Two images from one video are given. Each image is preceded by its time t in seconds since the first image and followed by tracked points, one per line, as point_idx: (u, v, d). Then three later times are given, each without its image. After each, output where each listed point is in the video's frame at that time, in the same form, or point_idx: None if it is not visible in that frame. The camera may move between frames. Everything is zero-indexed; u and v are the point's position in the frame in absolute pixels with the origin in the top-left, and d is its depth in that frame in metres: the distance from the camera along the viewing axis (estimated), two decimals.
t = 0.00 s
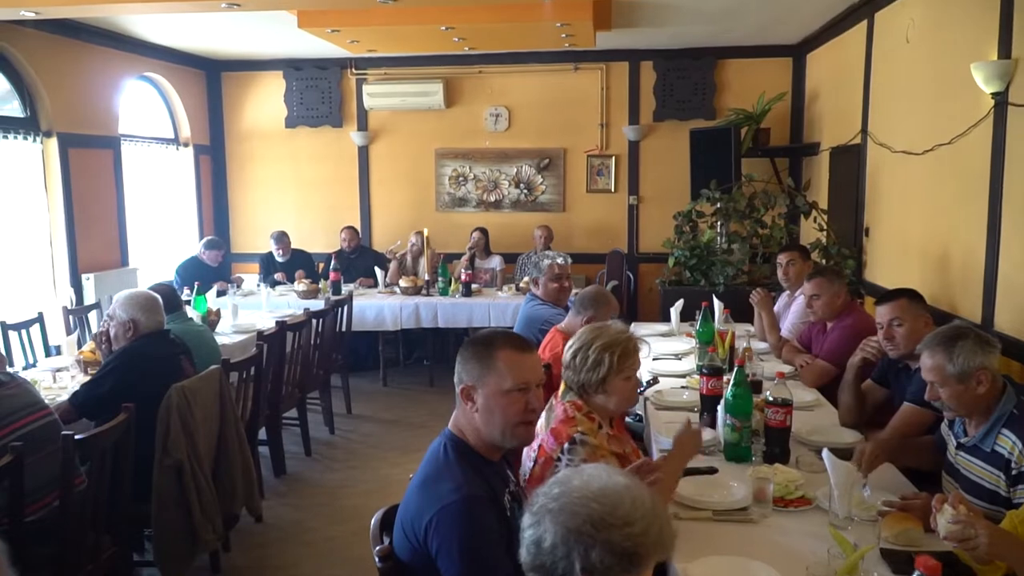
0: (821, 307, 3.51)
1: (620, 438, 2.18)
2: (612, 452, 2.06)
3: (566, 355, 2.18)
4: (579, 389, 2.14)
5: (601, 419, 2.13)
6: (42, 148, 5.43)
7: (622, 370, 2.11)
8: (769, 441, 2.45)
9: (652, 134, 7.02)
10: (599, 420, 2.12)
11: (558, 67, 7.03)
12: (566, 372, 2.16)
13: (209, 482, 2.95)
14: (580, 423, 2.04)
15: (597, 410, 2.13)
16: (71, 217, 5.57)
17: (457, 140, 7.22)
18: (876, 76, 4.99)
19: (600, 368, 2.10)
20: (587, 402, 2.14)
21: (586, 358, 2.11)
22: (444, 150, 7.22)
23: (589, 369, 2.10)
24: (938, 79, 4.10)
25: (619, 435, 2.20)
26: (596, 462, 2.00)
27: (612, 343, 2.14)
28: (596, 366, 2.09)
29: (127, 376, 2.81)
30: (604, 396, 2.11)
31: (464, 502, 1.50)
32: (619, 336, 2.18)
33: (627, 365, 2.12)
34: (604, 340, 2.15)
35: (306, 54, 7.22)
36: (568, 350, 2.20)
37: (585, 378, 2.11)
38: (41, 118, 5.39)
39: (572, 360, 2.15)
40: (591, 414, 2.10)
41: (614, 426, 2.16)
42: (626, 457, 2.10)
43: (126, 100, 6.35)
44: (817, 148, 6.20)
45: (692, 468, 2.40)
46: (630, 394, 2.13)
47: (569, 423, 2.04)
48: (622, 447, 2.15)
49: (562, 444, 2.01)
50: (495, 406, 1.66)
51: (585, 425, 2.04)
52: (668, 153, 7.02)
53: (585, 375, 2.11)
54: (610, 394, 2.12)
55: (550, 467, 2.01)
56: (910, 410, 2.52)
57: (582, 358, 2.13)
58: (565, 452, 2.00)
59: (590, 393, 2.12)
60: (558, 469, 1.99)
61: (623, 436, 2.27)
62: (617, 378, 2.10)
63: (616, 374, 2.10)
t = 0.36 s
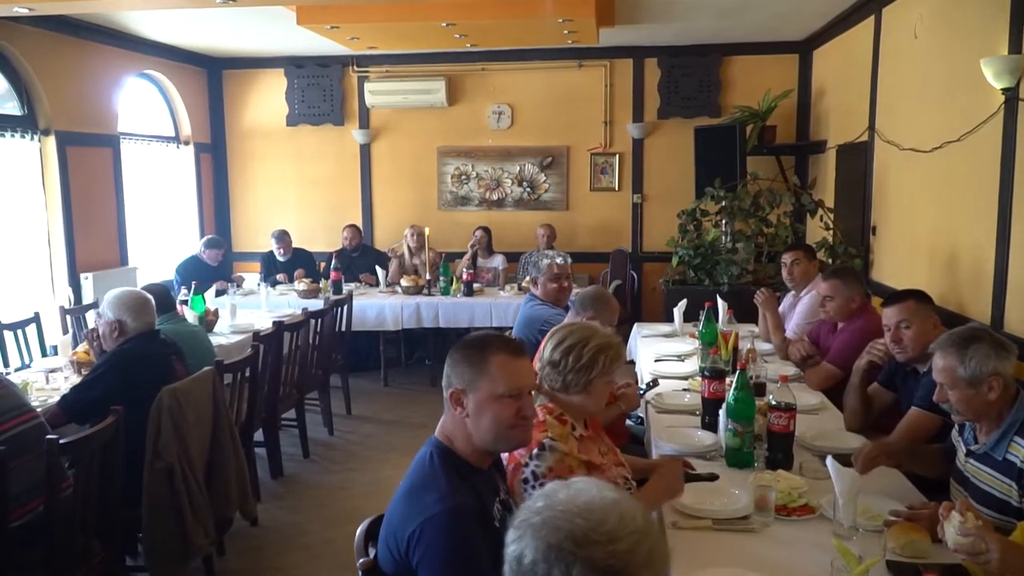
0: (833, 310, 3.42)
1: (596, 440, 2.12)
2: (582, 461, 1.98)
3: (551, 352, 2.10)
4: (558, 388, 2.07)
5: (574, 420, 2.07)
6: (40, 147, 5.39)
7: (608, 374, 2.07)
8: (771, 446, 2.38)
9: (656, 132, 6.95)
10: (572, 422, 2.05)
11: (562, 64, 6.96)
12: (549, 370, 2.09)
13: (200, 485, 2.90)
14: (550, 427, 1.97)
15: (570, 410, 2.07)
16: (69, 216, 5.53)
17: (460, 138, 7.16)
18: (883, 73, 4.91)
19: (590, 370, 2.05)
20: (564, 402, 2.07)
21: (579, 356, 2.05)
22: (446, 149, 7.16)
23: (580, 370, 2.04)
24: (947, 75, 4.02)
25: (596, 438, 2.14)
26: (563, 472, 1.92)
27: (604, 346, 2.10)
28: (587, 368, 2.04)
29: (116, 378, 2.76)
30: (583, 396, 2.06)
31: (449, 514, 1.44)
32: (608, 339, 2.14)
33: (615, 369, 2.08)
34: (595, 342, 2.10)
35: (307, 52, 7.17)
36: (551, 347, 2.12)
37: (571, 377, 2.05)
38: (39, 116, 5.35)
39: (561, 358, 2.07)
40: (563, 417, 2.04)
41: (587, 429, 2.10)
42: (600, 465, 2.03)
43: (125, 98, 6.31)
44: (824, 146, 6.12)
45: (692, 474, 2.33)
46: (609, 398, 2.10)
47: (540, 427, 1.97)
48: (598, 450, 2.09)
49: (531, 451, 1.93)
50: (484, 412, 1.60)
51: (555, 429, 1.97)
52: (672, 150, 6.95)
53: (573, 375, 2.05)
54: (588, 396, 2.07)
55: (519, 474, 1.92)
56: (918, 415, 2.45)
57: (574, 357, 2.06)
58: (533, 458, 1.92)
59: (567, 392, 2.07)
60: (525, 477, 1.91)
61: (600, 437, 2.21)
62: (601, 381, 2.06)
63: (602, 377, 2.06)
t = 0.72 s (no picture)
0: (854, 315, 3.27)
1: (604, 449, 2.06)
2: (587, 471, 1.95)
3: (559, 357, 2.04)
4: (569, 394, 2.01)
5: (582, 427, 2.02)
6: (49, 147, 5.38)
7: (618, 380, 2.01)
8: (783, 455, 2.32)
9: (668, 132, 6.87)
10: (580, 429, 2.00)
11: (573, 63, 6.90)
12: (557, 376, 2.02)
13: (202, 492, 2.85)
14: (555, 434, 1.95)
15: (580, 416, 2.01)
16: (78, 216, 5.51)
17: (470, 138, 7.10)
18: (899, 72, 4.82)
19: (599, 376, 1.98)
20: (573, 408, 2.01)
21: (588, 363, 1.98)
22: (456, 149, 7.11)
23: (589, 376, 1.98)
24: (965, 73, 3.93)
25: (603, 446, 2.07)
26: (564, 482, 1.90)
27: (614, 351, 2.03)
28: (597, 374, 1.98)
29: (115, 382, 2.74)
30: (593, 403, 1.99)
31: (444, 529, 1.38)
32: (620, 345, 2.06)
33: (625, 376, 2.02)
34: (605, 346, 2.03)
35: (317, 52, 7.14)
36: (559, 352, 2.06)
37: (581, 384, 1.98)
38: (47, 117, 5.34)
39: (569, 364, 2.01)
40: (571, 423, 1.99)
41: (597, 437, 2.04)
42: (606, 475, 1.98)
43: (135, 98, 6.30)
44: (839, 146, 6.02)
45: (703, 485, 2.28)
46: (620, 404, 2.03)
47: (545, 434, 1.96)
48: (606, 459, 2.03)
49: (534, 457, 1.93)
50: (481, 421, 1.55)
51: (561, 436, 1.95)
52: (685, 150, 6.87)
53: (582, 381, 1.98)
54: (599, 403, 2.00)
55: (520, 479, 1.93)
56: (936, 423, 2.37)
57: (584, 363, 1.99)
58: (535, 465, 1.91)
59: (577, 399, 2.00)
60: (525, 483, 1.91)
61: (608, 446, 2.15)
62: (611, 388, 2.00)
63: (612, 384, 1.99)
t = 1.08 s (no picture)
0: (886, 323, 3.20)
1: (635, 456, 2.02)
2: (621, 478, 1.89)
3: (584, 367, 2.02)
4: (591, 405, 1.99)
5: (613, 435, 1.98)
6: (79, 149, 5.46)
7: (643, 397, 1.96)
8: (808, 464, 2.26)
9: (695, 134, 6.81)
10: (612, 437, 1.96)
11: (600, 65, 6.86)
12: (582, 384, 2.01)
13: (222, 493, 2.86)
14: (590, 439, 1.90)
15: (609, 427, 1.99)
16: (107, 218, 5.59)
17: (495, 140, 7.09)
18: (932, 72, 4.72)
19: (620, 392, 1.94)
20: (599, 417, 1.98)
21: (607, 378, 1.95)
22: (481, 151, 7.09)
23: (608, 389, 1.95)
24: (999, 72, 3.82)
25: (634, 454, 2.02)
26: (599, 487, 1.84)
27: (644, 365, 1.98)
28: (616, 389, 1.94)
29: (136, 386, 2.75)
30: (616, 416, 1.96)
31: (458, 542, 1.35)
32: (649, 360, 2.00)
33: (651, 393, 1.96)
34: (632, 360, 1.98)
35: (343, 54, 7.16)
36: (588, 360, 2.03)
37: (602, 397, 1.96)
38: (77, 119, 5.43)
39: (592, 375, 1.99)
40: (604, 430, 1.95)
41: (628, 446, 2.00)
42: (640, 483, 1.93)
43: (163, 101, 6.37)
44: (869, 147, 5.91)
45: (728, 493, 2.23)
46: (646, 419, 1.99)
47: (579, 437, 1.90)
48: (637, 467, 1.98)
49: (568, 461, 1.87)
50: (503, 428, 1.52)
51: (596, 442, 1.90)
52: (712, 152, 6.80)
53: (602, 394, 1.96)
54: (623, 416, 1.97)
55: (552, 483, 1.87)
56: (966, 433, 2.30)
57: (604, 376, 1.96)
58: (569, 469, 1.85)
59: (600, 410, 1.97)
60: (557, 487, 1.85)
61: (639, 454, 2.10)
62: (633, 404, 1.95)
63: (634, 400, 1.95)
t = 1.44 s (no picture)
0: (911, 326, 3.15)
1: (663, 462, 2.00)
2: (648, 481, 1.87)
3: (617, 366, 1.99)
4: (624, 404, 1.95)
5: (645, 437, 1.94)
6: (110, 151, 5.56)
7: (677, 396, 1.92)
8: (831, 470, 2.22)
9: (722, 134, 6.75)
10: (642, 440, 1.93)
11: (626, 65, 6.82)
12: (614, 384, 1.97)
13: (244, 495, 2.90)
14: (619, 440, 1.88)
15: (640, 428, 1.95)
16: (138, 220, 5.69)
17: (521, 141, 7.08)
18: (964, 71, 4.63)
19: (653, 389, 1.91)
20: (631, 418, 1.95)
21: (641, 375, 1.91)
22: (507, 152, 7.10)
23: (641, 387, 1.91)
24: None
25: (663, 461, 2.01)
26: (625, 489, 1.82)
27: (676, 364, 1.93)
28: (649, 386, 1.90)
29: (163, 386, 2.79)
30: (648, 416, 1.93)
31: (467, 556, 1.37)
32: (681, 358, 1.96)
33: (684, 392, 1.92)
34: (665, 359, 1.94)
35: (371, 56, 7.20)
36: (621, 360, 2.00)
37: (633, 396, 1.93)
38: (110, 122, 5.53)
39: (625, 373, 1.95)
40: (634, 432, 1.92)
41: (658, 449, 1.97)
42: (667, 487, 1.91)
43: (193, 104, 6.46)
44: (900, 148, 5.82)
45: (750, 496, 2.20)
46: (679, 420, 1.94)
47: (607, 437, 1.89)
48: (664, 474, 1.97)
49: (595, 459, 1.86)
50: (544, 453, 1.55)
51: (625, 442, 1.88)
52: (740, 153, 6.75)
53: (635, 392, 1.92)
54: (656, 416, 1.93)
55: (578, 481, 1.87)
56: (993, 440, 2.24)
57: (637, 374, 1.93)
58: (596, 468, 1.85)
59: (633, 409, 1.94)
60: (583, 486, 1.85)
61: (667, 461, 2.09)
62: (667, 403, 1.91)
63: (667, 399, 1.91)
